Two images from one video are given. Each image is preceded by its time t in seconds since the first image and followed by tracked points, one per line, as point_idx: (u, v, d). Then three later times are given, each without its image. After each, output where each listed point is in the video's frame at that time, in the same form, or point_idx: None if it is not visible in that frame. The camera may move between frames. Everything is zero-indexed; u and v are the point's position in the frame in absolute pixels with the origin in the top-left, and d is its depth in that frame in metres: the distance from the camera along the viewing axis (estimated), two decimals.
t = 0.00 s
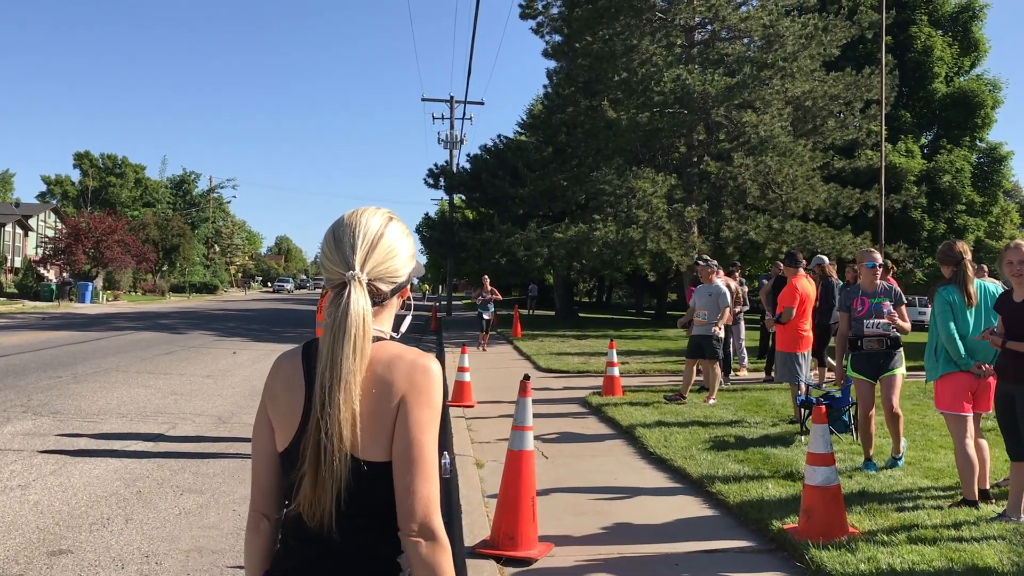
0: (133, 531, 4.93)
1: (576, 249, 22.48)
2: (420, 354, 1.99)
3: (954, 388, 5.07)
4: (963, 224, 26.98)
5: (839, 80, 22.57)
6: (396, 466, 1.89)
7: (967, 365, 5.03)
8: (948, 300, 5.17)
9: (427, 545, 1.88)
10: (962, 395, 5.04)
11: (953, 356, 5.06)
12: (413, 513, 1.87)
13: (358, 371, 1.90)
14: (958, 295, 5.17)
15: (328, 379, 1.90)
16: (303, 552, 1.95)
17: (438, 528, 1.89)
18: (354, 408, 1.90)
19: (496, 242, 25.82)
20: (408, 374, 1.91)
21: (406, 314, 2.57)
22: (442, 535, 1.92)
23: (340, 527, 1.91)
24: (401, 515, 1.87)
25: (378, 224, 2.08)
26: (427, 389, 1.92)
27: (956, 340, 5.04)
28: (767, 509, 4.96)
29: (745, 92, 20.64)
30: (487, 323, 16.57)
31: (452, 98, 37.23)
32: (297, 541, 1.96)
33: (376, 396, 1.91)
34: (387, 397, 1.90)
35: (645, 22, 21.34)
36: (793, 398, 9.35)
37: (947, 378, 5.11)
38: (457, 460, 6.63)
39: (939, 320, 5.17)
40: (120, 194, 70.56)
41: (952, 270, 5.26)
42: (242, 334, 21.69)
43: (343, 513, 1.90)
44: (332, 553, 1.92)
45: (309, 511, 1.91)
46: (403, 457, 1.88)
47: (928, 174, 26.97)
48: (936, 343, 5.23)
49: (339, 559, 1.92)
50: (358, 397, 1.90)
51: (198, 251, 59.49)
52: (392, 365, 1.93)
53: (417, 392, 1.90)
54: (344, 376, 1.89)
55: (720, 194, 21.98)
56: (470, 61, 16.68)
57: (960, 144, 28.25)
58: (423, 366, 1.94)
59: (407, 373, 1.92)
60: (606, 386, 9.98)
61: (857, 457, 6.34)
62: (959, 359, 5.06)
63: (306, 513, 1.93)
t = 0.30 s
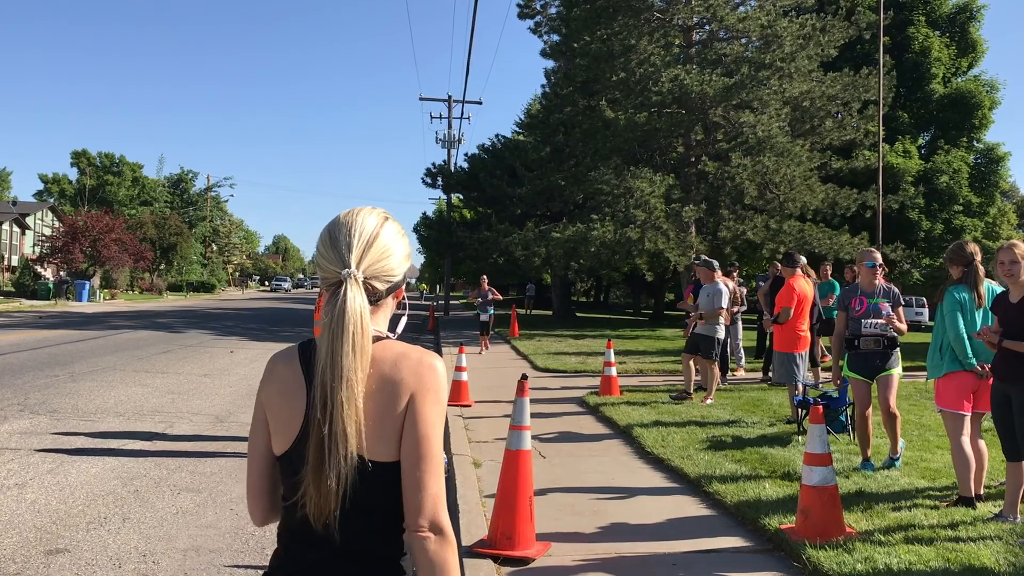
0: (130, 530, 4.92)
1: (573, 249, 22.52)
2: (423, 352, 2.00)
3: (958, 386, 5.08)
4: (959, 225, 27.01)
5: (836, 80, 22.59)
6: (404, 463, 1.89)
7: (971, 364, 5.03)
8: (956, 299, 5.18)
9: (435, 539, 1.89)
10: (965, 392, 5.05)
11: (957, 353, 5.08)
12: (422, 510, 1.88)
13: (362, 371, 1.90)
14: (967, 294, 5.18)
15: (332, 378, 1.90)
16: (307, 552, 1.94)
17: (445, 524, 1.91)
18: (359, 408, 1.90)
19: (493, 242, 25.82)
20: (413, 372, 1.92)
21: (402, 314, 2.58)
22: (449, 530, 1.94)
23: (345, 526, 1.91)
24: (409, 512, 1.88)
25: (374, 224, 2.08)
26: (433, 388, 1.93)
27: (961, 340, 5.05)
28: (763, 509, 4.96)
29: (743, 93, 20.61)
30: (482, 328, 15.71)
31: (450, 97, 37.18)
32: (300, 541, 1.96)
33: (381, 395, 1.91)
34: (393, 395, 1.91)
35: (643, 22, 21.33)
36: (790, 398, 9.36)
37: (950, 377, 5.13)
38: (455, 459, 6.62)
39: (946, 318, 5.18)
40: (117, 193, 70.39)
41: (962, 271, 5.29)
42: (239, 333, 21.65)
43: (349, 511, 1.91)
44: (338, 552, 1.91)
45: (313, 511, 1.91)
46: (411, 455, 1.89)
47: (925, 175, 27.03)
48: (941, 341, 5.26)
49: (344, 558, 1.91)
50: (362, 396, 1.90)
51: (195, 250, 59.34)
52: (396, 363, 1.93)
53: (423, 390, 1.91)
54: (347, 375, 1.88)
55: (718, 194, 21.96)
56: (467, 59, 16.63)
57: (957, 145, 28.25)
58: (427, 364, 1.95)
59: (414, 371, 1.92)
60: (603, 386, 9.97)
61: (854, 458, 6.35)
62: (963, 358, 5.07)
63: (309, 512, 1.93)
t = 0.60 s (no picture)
0: (128, 526, 4.92)
1: (572, 246, 22.52)
2: (409, 344, 1.98)
3: (962, 381, 5.10)
4: (957, 224, 27.05)
5: (835, 78, 22.59)
6: (390, 458, 1.88)
7: (974, 361, 5.06)
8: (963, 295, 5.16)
9: (424, 534, 1.89)
10: (969, 387, 5.08)
11: (962, 350, 5.10)
12: (408, 504, 1.87)
13: (344, 364, 1.89)
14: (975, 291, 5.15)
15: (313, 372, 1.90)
16: (295, 546, 1.96)
17: (432, 518, 1.90)
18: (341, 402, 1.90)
19: (492, 239, 25.83)
20: (396, 366, 1.89)
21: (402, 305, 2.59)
22: (439, 523, 1.93)
23: (333, 520, 1.92)
24: (397, 506, 1.88)
25: (365, 218, 2.08)
26: (415, 381, 1.91)
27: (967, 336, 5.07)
28: (761, 506, 4.97)
29: (741, 90, 20.63)
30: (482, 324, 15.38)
31: (449, 94, 37.15)
32: (287, 535, 1.97)
33: (365, 388, 1.89)
34: (376, 389, 1.89)
35: (642, 19, 21.30)
36: (788, 396, 9.38)
37: (953, 372, 5.16)
38: (453, 455, 6.63)
39: (953, 314, 5.18)
40: (115, 188, 70.32)
41: (973, 267, 5.27)
42: (238, 329, 21.63)
43: (334, 505, 1.91)
44: (324, 546, 1.92)
45: (301, 504, 1.92)
46: (395, 450, 1.87)
47: (923, 173, 27.07)
48: (949, 337, 5.28)
49: (330, 552, 1.92)
50: (344, 390, 1.89)
51: (193, 246, 59.26)
52: (379, 356, 1.91)
53: (407, 384, 1.89)
54: (329, 367, 1.87)
55: (716, 192, 21.94)
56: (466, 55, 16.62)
57: (956, 143, 28.27)
58: (411, 357, 1.92)
59: (398, 364, 1.90)
60: (601, 382, 9.98)
61: (851, 455, 6.36)
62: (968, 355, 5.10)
63: (297, 507, 1.94)
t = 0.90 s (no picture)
0: (125, 516, 4.92)
1: (571, 239, 22.52)
2: (407, 335, 1.98)
3: (960, 375, 5.13)
4: (956, 220, 27.09)
5: (836, 73, 22.54)
6: (387, 447, 1.87)
7: (973, 356, 5.08)
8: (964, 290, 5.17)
9: (420, 525, 1.88)
10: (967, 381, 5.10)
11: (961, 344, 5.12)
12: (404, 494, 1.86)
13: (343, 353, 1.89)
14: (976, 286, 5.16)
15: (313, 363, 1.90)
16: (294, 537, 1.95)
17: (429, 508, 1.89)
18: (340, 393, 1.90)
19: (491, 232, 25.83)
20: (395, 356, 1.89)
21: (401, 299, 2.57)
22: (435, 515, 1.93)
23: (330, 510, 1.91)
24: (393, 497, 1.87)
25: (363, 207, 2.06)
26: (415, 371, 1.91)
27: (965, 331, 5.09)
28: (758, 500, 4.97)
29: (742, 84, 20.62)
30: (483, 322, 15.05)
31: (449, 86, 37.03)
32: (284, 525, 1.96)
33: (363, 378, 1.89)
34: (375, 379, 1.88)
35: (643, 12, 21.21)
36: (786, 391, 9.40)
37: (950, 367, 5.19)
38: (450, 448, 6.64)
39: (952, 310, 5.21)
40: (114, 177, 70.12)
41: (975, 264, 5.30)
42: (235, 320, 21.62)
43: (331, 496, 1.91)
44: (321, 537, 1.92)
45: (298, 495, 1.91)
46: (393, 439, 1.87)
47: (923, 168, 27.07)
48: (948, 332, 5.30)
49: (328, 542, 1.92)
50: (344, 378, 1.89)
51: (191, 236, 59.18)
52: (379, 346, 1.91)
53: (405, 373, 1.88)
54: (329, 356, 1.88)
55: (716, 186, 21.92)
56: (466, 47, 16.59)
57: (956, 139, 28.27)
58: (411, 348, 1.92)
59: (397, 354, 1.90)
60: (599, 376, 9.98)
61: (849, 450, 6.36)
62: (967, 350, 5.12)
63: (294, 497, 1.93)
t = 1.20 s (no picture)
0: (118, 504, 4.92)
1: (567, 230, 22.51)
2: (403, 327, 1.92)
3: (945, 369, 5.17)
4: (952, 212, 27.17)
5: (833, 64, 22.48)
6: (378, 440, 1.84)
7: (961, 349, 5.09)
8: (951, 282, 5.22)
9: (409, 518, 1.84)
10: (952, 375, 5.14)
11: (946, 337, 5.16)
12: (393, 486, 1.83)
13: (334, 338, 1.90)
14: (962, 278, 5.21)
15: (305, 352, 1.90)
16: (298, 523, 1.97)
17: (420, 503, 1.84)
18: (333, 382, 1.90)
19: (487, 222, 25.81)
20: (387, 348, 1.84)
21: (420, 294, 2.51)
22: (427, 509, 1.87)
23: (326, 496, 1.92)
24: (382, 488, 1.84)
25: (358, 187, 2.12)
26: (407, 365, 1.85)
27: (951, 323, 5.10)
28: (752, 491, 4.99)
29: (739, 75, 20.58)
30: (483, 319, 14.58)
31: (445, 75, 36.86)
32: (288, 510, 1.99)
33: (353, 370, 1.87)
34: (366, 370, 1.85)
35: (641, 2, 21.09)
36: (781, 382, 9.42)
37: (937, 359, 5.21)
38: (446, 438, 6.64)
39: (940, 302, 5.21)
40: (108, 164, 69.72)
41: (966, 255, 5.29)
42: (230, 309, 21.57)
43: (327, 482, 1.91)
44: (320, 524, 1.94)
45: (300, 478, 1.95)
46: (383, 432, 1.84)
47: (920, 160, 27.07)
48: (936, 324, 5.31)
49: (326, 530, 1.93)
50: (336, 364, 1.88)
51: (186, 225, 58.96)
52: (372, 337, 1.87)
53: (397, 367, 1.83)
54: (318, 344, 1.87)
55: (712, 177, 21.90)
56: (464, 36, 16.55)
57: (952, 131, 28.28)
58: (404, 341, 1.86)
59: (388, 348, 1.85)
60: (594, 366, 9.99)
61: (843, 442, 6.38)
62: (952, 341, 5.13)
63: (297, 481, 1.95)
